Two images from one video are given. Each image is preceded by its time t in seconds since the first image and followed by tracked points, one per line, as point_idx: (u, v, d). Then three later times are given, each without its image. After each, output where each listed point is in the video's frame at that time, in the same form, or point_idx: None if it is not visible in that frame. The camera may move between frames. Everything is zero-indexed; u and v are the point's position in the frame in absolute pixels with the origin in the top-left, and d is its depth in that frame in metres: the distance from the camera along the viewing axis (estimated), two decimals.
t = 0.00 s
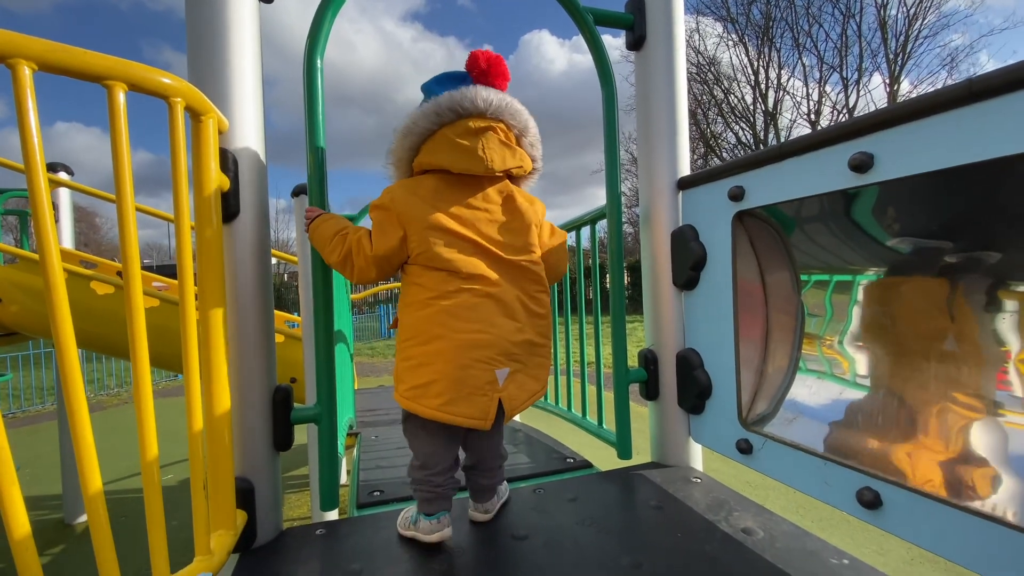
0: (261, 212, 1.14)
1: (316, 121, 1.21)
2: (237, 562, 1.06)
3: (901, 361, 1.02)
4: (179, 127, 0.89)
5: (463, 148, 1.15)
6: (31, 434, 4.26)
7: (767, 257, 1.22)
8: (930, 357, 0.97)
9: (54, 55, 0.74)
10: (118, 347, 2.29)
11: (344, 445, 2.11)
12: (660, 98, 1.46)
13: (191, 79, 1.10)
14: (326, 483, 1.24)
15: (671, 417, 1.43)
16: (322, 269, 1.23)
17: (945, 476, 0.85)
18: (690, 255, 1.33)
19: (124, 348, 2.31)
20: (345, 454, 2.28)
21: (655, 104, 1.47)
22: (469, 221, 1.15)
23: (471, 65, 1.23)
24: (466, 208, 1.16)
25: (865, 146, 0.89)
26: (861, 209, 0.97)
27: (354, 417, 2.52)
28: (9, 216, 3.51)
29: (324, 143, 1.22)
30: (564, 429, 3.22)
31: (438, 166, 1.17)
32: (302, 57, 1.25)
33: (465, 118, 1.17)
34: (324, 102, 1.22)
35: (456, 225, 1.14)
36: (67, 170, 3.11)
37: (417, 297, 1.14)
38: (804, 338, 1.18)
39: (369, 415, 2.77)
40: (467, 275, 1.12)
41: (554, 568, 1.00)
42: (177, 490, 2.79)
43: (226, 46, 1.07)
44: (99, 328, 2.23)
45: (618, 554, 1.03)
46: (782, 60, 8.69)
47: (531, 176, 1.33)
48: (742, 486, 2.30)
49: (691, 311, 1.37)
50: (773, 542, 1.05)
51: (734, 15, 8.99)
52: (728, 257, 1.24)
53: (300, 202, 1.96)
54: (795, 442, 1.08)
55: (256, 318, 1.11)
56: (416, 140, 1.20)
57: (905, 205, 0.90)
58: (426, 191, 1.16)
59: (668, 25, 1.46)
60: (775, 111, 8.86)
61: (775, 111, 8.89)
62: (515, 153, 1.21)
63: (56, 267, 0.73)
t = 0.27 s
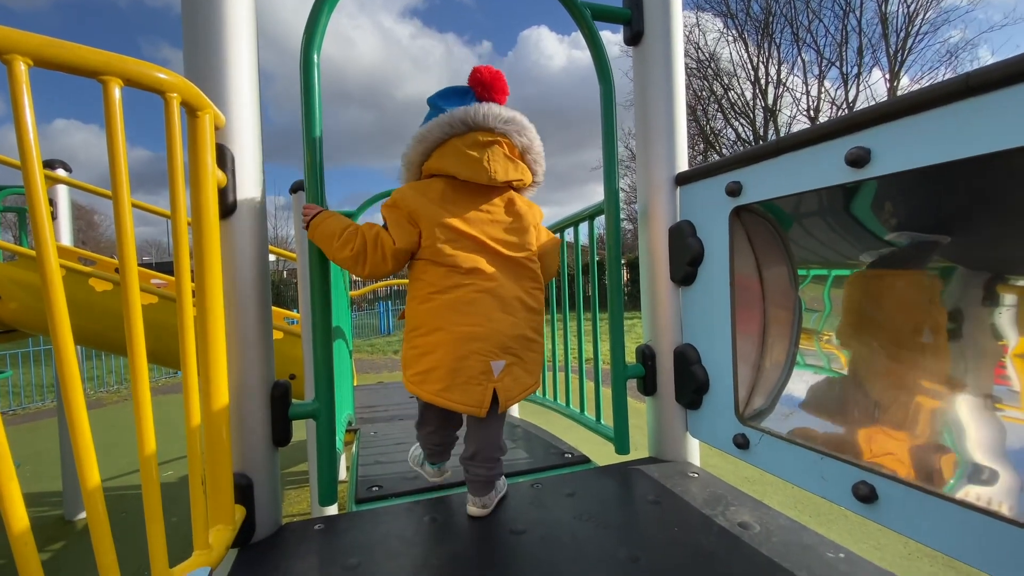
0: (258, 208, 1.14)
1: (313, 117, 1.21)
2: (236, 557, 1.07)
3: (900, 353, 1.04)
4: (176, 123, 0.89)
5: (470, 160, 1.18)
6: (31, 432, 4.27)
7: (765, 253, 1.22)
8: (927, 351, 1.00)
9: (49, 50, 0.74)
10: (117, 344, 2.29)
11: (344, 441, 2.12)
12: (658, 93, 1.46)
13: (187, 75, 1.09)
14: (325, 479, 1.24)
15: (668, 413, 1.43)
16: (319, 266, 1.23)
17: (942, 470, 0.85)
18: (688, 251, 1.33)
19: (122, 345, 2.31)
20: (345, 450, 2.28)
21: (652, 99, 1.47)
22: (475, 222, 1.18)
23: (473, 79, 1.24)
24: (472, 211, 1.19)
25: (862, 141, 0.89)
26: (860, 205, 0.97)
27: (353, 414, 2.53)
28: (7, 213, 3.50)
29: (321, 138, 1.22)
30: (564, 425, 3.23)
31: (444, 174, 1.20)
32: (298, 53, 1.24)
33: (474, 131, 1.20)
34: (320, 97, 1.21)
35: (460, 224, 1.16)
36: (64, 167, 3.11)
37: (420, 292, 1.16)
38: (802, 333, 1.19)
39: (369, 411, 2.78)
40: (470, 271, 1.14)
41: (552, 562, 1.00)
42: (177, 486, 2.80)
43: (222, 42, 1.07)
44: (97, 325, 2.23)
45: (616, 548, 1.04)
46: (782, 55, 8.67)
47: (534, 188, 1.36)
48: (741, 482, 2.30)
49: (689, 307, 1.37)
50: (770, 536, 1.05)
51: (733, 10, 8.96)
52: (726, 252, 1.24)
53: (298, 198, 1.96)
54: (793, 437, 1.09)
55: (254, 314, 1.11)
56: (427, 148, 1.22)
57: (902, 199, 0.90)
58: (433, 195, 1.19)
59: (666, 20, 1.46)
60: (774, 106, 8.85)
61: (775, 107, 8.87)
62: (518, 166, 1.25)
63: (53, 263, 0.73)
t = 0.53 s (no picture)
0: (257, 203, 1.14)
1: (311, 111, 1.20)
2: (236, 550, 1.07)
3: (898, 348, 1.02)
4: (173, 117, 0.89)
5: (450, 191, 1.36)
6: (31, 427, 4.27)
7: (765, 247, 1.22)
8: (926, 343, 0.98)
9: (46, 44, 0.74)
10: (117, 339, 2.29)
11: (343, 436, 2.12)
12: (657, 88, 1.46)
13: (184, 69, 1.09)
14: (324, 473, 1.25)
15: (666, 408, 1.44)
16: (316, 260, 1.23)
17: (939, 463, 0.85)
18: (686, 246, 1.33)
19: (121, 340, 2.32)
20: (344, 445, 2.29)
21: (652, 94, 1.46)
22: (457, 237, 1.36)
23: (455, 108, 1.44)
24: (453, 230, 1.37)
25: (861, 134, 0.89)
26: (859, 199, 0.96)
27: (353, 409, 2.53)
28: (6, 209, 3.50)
29: (319, 133, 1.21)
30: (563, 420, 3.24)
31: (428, 202, 1.38)
32: (296, 48, 1.24)
33: (453, 165, 1.38)
34: (318, 92, 1.21)
35: (442, 239, 1.34)
36: (63, 162, 3.10)
37: (410, 300, 1.34)
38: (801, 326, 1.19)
39: (368, 407, 2.78)
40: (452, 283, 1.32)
41: (549, 555, 1.01)
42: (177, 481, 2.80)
43: (219, 36, 1.07)
44: (97, 320, 2.23)
45: (614, 541, 1.04)
46: (783, 50, 8.64)
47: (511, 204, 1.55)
48: (739, 477, 2.31)
49: (687, 301, 1.37)
50: (767, 529, 1.06)
51: (734, 5, 8.92)
52: (724, 246, 1.24)
53: (296, 193, 1.96)
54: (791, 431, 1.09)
55: (253, 309, 1.11)
56: (414, 179, 1.41)
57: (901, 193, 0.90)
58: (421, 217, 1.38)
59: (665, 13, 1.45)
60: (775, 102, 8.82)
61: (775, 102, 8.85)
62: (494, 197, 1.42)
63: (51, 257, 0.73)
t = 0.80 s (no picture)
0: (258, 196, 1.13)
1: (312, 104, 1.20)
2: (238, 545, 1.07)
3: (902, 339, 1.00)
4: (173, 109, 0.88)
5: (436, 201, 1.62)
6: (34, 422, 4.29)
7: (769, 241, 1.21)
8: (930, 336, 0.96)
9: (45, 34, 0.73)
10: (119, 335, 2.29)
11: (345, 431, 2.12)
12: (661, 80, 1.44)
13: (184, 61, 1.08)
14: (326, 467, 1.24)
15: (669, 403, 1.43)
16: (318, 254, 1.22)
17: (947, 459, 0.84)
18: (690, 240, 1.32)
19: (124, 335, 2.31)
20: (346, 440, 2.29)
21: (656, 86, 1.45)
22: (446, 238, 1.62)
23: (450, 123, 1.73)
24: (443, 233, 1.64)
25: (869, 126, 0.88)
26: (865, 192, 0.95)
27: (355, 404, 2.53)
28: (7, 204, 3.49)
29: (320, 126, 1.21)
30: (565, 416, 3.23)
31: (419, 207, 1.66)
32: (296, 40, 1.23)
33: (441, 178, 1.65)
34: (319, 84, 1.20)
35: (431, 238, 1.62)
36: (64, 157, 3.09)
37: (408, 288, 1.61)
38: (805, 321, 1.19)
39: (370, 402, 2.78)
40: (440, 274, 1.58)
41: (552, 550, 1.00)
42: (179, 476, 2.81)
43: (219, 27, 1.06)
44: (99, 315, 2.23)
45: (618, 536, 1.04)
46: (786, 45, 8.59)
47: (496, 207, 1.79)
48: (741, 473, 2.30)
49: (691, 296, 1.36)
50: (771, 525, 1.05)
51: None
52: (729, 241, 1.23)
53: (297, 188, 1.95)
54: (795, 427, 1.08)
55: (255, 303, 1.10)
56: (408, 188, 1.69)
57: (909, 185, 0.89)
58: (414, 219, 1.65)
59: (670, 5, 1.44)
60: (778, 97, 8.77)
61: (779, 97, 8.80)
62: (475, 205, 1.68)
63: (51, 250, 0.72)
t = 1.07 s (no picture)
0: (263, 191, 1.13)
1: (316, 98, 1.20)
2: (244, 537, 1.08)
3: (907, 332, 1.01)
4: (178, 104, 0.88)
5: (439, 220, 1.84)
6: (39, 417, 4.31)
7: (773, 236, 1.22)
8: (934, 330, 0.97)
9: (50, 28, 0.73)
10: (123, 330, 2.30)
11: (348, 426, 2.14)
12: (665, 75, 1.44)
13: (189, 56, 1.09)
14: (330, 461, 1.25)
15: (672, 398, 1.43)
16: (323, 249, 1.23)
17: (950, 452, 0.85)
18: (694, 235, 1.32)
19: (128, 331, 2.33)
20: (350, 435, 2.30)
21: (659, 81, 1.45)
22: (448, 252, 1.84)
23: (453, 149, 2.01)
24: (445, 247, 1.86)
25: (874, 120, 0.88)
26: (869, 185, 0.95)
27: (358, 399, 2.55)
28: (11, 200, 3.50)
29: (324, 120, 1.21)
30: (567, 412, 3.24)
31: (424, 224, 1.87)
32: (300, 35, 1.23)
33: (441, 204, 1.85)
34: (323, 78, 1.20)
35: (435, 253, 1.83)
36: (68, 152, 3.10)
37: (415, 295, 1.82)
38: (809, 315, 1.20)
39: (374, 397, 2.79)
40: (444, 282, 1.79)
41: (555, 543, 1.01)
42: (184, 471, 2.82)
43: (223, 22, 1.06)
44: (103, 310, 2.24)
45: (620, 530, 1.04)
46: (789, 40, 8.54)
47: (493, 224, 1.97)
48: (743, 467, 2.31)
49: (694, 291, 1.36)
50: (773, 519, 1.06)
51: None
52: (732, 236, 1.23)
53: (301, 183, 1.95)
54: (798, 421, 1.08)
55: (259, 297, 1.11)
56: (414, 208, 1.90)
57: (913, 180, 0.89)
58: (420, 234, 1.87)
59: None
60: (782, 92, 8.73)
61: (782, 92, 8.75)
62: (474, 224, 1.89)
63: (58, 244, 0.72)
